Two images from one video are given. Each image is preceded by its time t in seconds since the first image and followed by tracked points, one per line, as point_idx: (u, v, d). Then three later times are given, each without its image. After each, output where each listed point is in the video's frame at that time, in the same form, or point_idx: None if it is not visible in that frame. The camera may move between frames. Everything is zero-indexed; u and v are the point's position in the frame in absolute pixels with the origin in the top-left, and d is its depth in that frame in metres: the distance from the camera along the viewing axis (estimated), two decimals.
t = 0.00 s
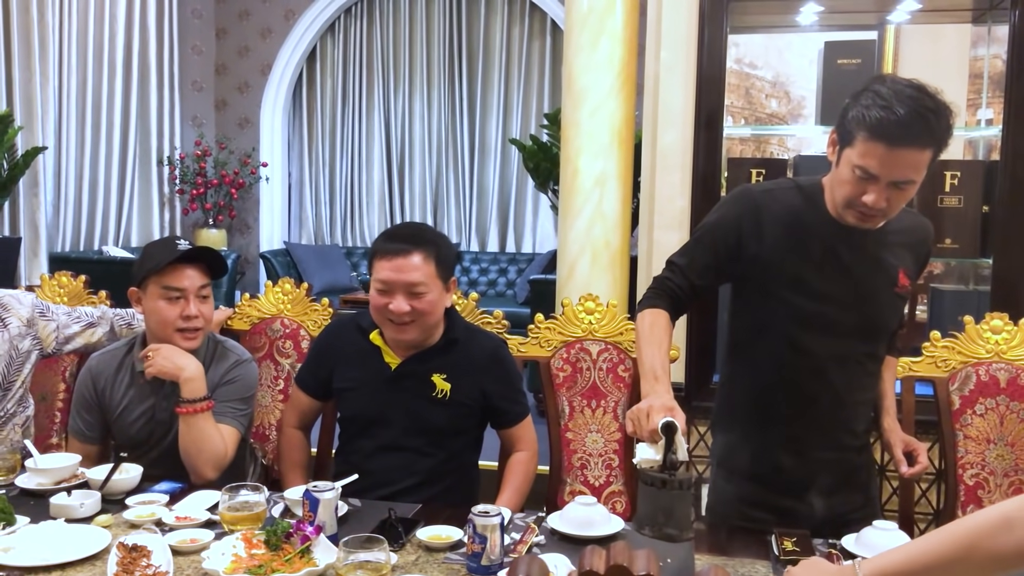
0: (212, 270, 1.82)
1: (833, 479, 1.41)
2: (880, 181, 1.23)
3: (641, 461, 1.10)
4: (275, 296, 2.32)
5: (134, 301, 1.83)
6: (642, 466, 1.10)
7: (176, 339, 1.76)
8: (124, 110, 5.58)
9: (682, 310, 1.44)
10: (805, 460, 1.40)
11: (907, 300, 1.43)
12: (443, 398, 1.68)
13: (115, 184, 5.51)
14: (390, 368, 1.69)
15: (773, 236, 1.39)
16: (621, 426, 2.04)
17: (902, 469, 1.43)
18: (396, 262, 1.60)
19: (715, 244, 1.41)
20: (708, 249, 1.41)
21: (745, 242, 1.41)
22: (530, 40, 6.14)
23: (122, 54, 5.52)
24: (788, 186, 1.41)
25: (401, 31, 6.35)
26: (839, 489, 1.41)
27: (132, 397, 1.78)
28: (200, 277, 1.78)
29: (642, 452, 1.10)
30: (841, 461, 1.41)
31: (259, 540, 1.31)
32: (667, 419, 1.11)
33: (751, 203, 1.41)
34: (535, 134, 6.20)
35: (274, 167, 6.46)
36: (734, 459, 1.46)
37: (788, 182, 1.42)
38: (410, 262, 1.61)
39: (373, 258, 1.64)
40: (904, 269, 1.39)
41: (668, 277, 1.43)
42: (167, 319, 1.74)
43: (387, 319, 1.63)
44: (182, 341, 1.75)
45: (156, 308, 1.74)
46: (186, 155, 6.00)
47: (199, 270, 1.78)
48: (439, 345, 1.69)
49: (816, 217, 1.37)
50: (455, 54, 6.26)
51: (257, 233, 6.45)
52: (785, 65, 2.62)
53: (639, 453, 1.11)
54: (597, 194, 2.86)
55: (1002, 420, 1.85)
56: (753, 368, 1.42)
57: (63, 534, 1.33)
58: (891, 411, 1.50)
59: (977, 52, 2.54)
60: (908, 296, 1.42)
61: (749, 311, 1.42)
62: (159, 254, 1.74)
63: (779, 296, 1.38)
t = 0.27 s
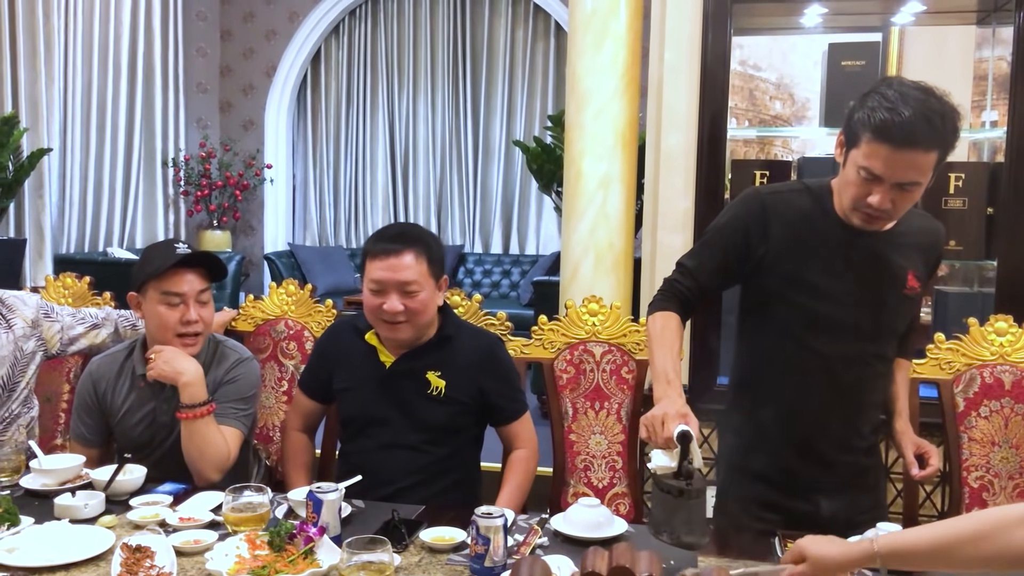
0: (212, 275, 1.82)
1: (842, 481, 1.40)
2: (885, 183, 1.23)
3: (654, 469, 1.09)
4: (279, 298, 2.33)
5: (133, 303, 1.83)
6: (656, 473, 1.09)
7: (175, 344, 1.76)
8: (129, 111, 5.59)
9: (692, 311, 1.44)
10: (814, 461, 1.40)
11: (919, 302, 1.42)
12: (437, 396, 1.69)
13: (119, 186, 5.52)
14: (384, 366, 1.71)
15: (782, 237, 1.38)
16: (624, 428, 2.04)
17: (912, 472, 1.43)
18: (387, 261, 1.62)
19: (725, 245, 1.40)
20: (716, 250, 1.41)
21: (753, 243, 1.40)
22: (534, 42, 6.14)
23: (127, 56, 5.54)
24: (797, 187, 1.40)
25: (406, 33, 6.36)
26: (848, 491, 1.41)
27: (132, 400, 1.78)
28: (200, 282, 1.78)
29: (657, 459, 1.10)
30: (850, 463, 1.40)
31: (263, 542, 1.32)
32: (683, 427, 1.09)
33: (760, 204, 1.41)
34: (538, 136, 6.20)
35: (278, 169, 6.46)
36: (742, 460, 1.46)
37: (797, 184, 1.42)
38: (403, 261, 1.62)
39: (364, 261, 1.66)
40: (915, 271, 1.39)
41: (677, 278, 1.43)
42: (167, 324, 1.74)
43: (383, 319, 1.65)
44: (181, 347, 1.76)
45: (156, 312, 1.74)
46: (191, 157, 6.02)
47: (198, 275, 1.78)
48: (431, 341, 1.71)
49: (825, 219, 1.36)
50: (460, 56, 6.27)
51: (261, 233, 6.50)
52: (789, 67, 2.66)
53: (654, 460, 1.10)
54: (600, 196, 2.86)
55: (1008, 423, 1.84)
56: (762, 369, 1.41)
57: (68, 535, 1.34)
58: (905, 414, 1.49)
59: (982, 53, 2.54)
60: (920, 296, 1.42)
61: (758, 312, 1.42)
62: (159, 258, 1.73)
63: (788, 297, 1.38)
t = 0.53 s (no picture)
0: (212, 279, 1.83)
1: (853, 481, 1.41)
2: (887, 176, 1.23)
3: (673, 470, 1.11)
4: (282, 300, 2.32)
5: (133, 307, 1.83)
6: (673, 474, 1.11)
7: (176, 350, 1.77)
8: (133, 114, 5.60)
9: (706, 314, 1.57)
10: (824, 461, 1.40)
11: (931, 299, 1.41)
12: (436, 394, 1.71)
13: (124, 188, 5.54)
14: (383, 366, 1.72)
15: (789, 238, 1.40)
16: (628, 430, 2.03)
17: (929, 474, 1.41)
18: (401, 266, 1.63)
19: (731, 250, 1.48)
20: (724, 255, 1.49)
21: (760, 245, 1.44)
22: (538, 45, 6.14)
23: (132, 59, 5.56)
24: (803, 187, 1.40)
25: (410, 35, 6.36)
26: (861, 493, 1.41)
27: (135, 404, 1.79)
28: (199, 287, 1.78)
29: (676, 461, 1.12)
30: (862, 464, 1.40)
31: (265, 544, 1.32)
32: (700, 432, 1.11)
33: (768, 207, 1.43)
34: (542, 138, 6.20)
35: (283, 171, 6.48)
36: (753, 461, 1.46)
37: (804, 184, 1.41)
38: (413, 264, 1.64)
39: (373, 269, 1.66)
40: (924, 270, 1.37)
41: (687, 283, 1.55)
42: (167, 329, 1.75)
43: (395, 322, 1.66)
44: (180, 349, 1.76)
45: (157, 318, 1.75)
46: (195, 160, 6.03)
47: (199, 279, 1.79)
48: (429, 339, 1.72)
49: (833, 219, 1.35)
50: (464, 59, 6.27)
51: (265, 235, 6.52)
52: (793, 69, 2.61)
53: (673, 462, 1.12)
54: (604, 198, 2.86)
55: (1012, 425, 1.84)
56: (771, 371, 1.42)
57: (72, 536, 1.34)
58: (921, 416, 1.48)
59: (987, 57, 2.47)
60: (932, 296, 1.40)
61: (766, 313, 1.42)
62: (160, 261, 1.74)
63: (796, 298, 1.39)
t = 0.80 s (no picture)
0: (213, 281, 1.83)
1: (853, 485, 1.39)
2: (879, 168, 1.23)
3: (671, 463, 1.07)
4: (284, 302, 2.33)
5: (135, 310, 1.84)
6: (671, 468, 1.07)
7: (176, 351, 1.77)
8: (135, 116, 5.61)
9: (704, 314, 1.49)
10: (823, 463, 1.39)
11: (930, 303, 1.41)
12: (435, 396, 1.70)
13: (126, 190, 5.55)
14: (382, 368, 1.73)
15: (787, 238, 1.40)
16: (629, 432, 2.03)
17: (923, 476, 1.37)
18: (401, 266, 1.64)
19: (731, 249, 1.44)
20: (724, 254, 1.45)
21: (759, 244, 1.43)
22: (539, 47, 6.14)
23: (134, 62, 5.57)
24: (801, 188, 1.42)
25: (411, 38, 6.37)
26: (859, 496, 1.39)
27: (136, 406, 1.79)
28: (200, 288, 1.78)
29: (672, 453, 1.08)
30: (863, 468, 1.38)
31: (266, 546, 1.31)
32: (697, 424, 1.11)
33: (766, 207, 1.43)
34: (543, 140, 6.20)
35: (284, 173, 6.49)
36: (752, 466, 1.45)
37: (803, 186, 1.43)
38: (411, 264, 1.65)
39: (373, 269, 1.67)
40: (923, 271, 1.38)
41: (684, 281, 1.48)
42: (167, 330, 1.76)
43: (395, 323, 1.66)
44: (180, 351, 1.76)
45: (157, 319, 1.75)
46: (197, 162, 6.04)
47: (199, 281, 1.79)
48: (428, 340, 1.72)
49: (831, 218, 1.37)
50: (465, 61, 6.28)
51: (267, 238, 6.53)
52: (795, 71, 2.68)
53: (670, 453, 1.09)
54: (605, 200, 2.85)
55: (1013, 428, 1.84)
56: (771, 371, 1.41)
57: (72, 538, 1.34)
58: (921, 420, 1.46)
59: (988, 58, 2.54)
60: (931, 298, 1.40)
61: (766, 313, 1.43)
62: (161, 263, 1.75)
63: (795, 298, 1.38)
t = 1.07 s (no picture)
0: (210, 281, 1.82)
1: (843, 487, 1.38)
2: (870, 171, 1.22)
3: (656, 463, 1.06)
4: (281, 304, 2.32)
5: (131, 311, 1.83)
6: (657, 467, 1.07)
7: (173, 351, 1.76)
8: (133, 117, 5.60)
9: (692, 312, 1.43)
10: (813, 465, 1.38)
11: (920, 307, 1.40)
12: (434, 398, 1.70)
13: (125, 191, 5.54)
14: (381, 370, 1.72)
15: (779, 240, 1.39)
16: (627, 434, 2.02)
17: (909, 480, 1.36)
18: (402, 266, 1.64)
19: (722, 248, 1.41)
20: (716, 252, 1.41)
21: (751, 245, 1.41)
22: (538, 48, 6.14)
23: (132, 62, 5.56)
24: (794, 189, 1.40)
25: (410, 39, 6.37)
26: (848, 499, 1.38)
27: (133, 408, 1.78)
28: (197, 288, 1.78)
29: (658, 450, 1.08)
30: (852, 470, 1.37)
31: (262, 548, 1.31)
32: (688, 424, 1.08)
33: (759, 207, 1.41)
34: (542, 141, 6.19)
35: (283, 174, 6.48)
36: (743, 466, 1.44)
37: (796, 187, 1.42)
38: (412, 264, 1.65)
39: (374, 270, 1.66)
40: (914, 277, 1.37)
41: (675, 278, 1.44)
42: (164, 330, 1.75)
43: (397, 324, 1.65)
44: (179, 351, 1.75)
45: (154, 319, 1.75)
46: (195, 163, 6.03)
47: (196, 280, 1.78)
48: (428, 343, 1.72)
49: (823, 220, 1.36)
50: (464, 62, 6.27)
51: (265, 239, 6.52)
52: (794, 73, 2.68)
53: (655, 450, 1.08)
54: (604, 201, 2.85)
55: (1012, 430, 1.83)
56: (761, 373, 1.41)
57: (67, 540, 1.33)
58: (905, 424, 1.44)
59: (987, 60, 2.54)
60: (920, 305, 1.39)
61: (757, 315, 1.42)
62: (156, 263, 1.74)
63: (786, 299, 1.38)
